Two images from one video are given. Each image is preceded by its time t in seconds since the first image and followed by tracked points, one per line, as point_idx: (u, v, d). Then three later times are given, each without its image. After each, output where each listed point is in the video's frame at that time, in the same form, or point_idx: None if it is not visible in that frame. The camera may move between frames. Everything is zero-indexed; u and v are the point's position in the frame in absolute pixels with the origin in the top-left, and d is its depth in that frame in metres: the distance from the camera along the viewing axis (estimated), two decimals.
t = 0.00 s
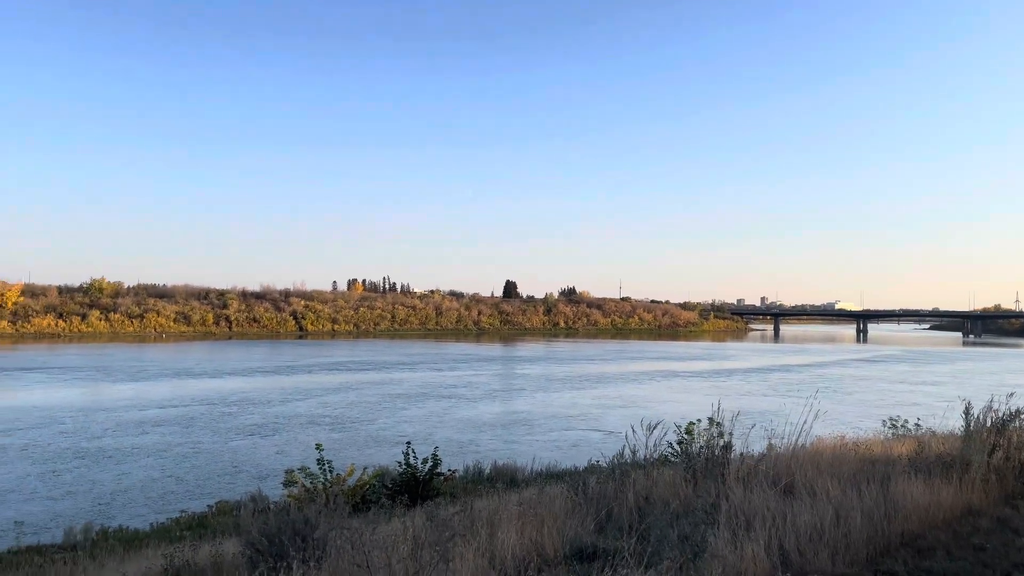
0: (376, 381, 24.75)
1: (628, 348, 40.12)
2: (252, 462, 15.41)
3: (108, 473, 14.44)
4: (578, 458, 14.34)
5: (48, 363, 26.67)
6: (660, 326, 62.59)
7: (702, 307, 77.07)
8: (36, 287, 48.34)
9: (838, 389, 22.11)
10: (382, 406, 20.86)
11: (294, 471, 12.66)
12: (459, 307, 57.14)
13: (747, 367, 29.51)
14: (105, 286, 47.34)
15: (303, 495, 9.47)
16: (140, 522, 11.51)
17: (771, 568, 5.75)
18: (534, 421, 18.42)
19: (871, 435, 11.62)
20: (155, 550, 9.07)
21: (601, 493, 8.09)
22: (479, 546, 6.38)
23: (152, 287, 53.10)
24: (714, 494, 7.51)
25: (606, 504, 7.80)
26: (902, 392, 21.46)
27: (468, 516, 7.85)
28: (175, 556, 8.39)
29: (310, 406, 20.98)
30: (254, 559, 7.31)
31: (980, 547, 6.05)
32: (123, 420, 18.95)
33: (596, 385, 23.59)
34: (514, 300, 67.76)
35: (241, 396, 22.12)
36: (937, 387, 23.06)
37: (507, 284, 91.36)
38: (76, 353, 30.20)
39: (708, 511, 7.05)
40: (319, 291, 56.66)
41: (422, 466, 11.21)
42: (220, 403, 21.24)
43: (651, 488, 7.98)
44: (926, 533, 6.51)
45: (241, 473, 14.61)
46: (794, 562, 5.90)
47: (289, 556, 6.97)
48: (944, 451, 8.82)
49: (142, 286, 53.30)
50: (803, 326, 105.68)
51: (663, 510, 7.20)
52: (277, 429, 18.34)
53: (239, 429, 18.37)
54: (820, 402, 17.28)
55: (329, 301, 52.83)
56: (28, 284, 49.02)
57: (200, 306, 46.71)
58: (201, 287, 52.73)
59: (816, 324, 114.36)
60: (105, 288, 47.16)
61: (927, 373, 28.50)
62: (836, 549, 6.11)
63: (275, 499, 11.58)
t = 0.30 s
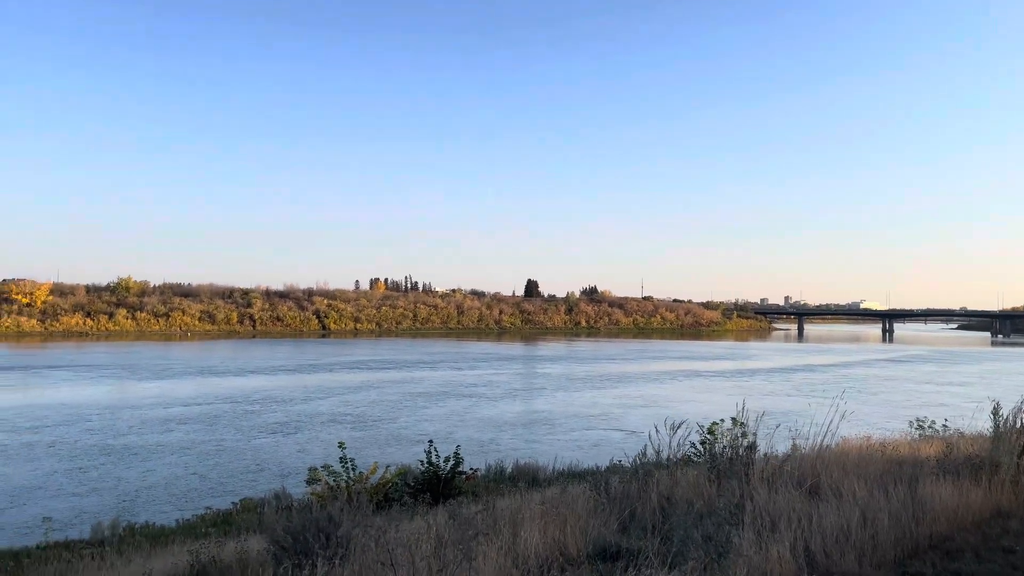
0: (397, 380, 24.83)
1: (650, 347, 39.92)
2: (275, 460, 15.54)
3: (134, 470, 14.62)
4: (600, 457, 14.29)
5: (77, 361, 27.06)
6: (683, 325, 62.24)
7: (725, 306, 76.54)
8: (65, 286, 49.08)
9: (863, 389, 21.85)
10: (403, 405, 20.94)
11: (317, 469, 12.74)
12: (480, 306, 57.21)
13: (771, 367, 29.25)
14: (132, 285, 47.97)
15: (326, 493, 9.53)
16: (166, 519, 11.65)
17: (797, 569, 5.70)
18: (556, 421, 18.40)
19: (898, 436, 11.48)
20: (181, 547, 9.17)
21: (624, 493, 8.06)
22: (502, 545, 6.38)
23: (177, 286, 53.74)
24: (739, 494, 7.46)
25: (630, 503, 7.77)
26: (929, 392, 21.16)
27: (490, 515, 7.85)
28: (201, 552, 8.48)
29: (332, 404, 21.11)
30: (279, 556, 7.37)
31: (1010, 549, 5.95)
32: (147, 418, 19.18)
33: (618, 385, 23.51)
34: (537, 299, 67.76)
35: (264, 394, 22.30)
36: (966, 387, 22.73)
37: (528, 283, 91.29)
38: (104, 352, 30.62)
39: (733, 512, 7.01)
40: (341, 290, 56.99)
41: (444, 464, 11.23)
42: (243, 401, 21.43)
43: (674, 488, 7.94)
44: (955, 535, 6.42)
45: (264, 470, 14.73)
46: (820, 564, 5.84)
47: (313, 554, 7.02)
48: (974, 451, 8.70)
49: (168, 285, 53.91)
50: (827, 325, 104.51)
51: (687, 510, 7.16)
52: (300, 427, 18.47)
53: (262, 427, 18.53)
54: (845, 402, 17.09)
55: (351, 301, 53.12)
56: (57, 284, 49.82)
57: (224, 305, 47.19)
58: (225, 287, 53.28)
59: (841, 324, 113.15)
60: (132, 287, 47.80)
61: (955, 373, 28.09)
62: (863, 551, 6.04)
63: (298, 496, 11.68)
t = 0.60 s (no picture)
0: (418, 379, 24.92)
1: (673, 347, 39.71)
2: (298, 458, 15.65)
3: (159, 467, 14.79)
4: (622, 457, 14.25)
5: (105, 360, 27.43)
6: (705, 325, 61.86)
7: (749, 306, 75.93)
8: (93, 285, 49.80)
9: (889, 390, 21.59)
10: (424, 404, 21.00)
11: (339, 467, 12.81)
12: (502, 305, 57.23)
13: (795, 367, 28.98)
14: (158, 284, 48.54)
15: (350, 491, 9.58)
16: (191, 516, 11.77)
17: (823, 570, 5.64)
18: (577, 420, 18.37)
19: (925, 437, 11.33)
20: (207, 543, 9.27)
21: (648, 493, 8.02)
22: (525, 544, 6.39)
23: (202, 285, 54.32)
24: (764, 495, 7.41)
25: (654, 503, 7.74)
26: (957, 393, 20.87)
27: (514, 514, 7.86)
28: (227, 548, 8.56)
29: (354, 403, 21.23)
30: (304, 553, 7.42)
31: None
32: (172, 416, 19.39)
33: (639, 384, 23.42)
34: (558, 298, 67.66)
35: (287, 393, 22.47)
36: (995, 388, 22.39)
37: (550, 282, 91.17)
38: (132, 350, 31.01)
39: (758, 513, 6.95)
40: (364, 289, 57.27)
41: (466, 463, 11.25)
42: (266, 399, 21.61)
43: (698, 489, 7.89)
44: (985, 537, 6.33)
45: (287, 468, 14.83)
46: (847, 566, 5.77)
47: (337, 551, 7.06)
48: (1004, 453, 8.58)
49: (193, 284, 54.47)
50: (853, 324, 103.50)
51: (712, 511, 7.12)
52: (322, 425, 18.59)
53: (285, 425, 18.67)
54: (871, 403, 16.90)
55: (373, 300, 53.37)
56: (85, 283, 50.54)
57: (248, 304, 47.59)
58: (249, 286, 53.75)
59: (866, 323, 111.81)
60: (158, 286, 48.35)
61: (983, 374, 27.69)
62: (891, 553, 5.97)
63: (322, 494, 11.76)
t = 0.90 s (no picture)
0: (441, 378, 24.99)
1: (696, 347, 39.50)
2: (321, 456, 15.74)
3: (184, 464, 14.95)
4: (645, 457, 14.20)
5: (133, 358, 27.77)
6: (729, 324, 61.44)
7: (773, 305, 75.32)
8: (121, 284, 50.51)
9: (916, 390, 21.32)
10: (446, 403, 21.07)
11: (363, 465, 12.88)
12: (524, 304, 57.23)
13: (821, 367, 28.71)
14: (184, 284, 49.12)
15: (374, 489, 9.63)
16: (217, 513, 11.89)
17: (851, 572, 5.59)
18: (600, 420, 18.33)
19: (954, 438, 11.17)
20: (233, 540, 9.36)
21: (672, 493, 7.99)
22: (549, 543, 6.39)
23: (227, 284, 54.90)
24: (790, 496, 7.35)
25: (678, 503, 7.71)
26: (986, 393, 20.57)
27: (537, 513, 7.86)
28: (253, 545, 8.64)
29: (376, 402, 21.35)
30: (329, 550, 7.48)
31: None
32: (198, 414, 19.60)
33: (662, 384, 23.31)
34: (580, 298, 67.56)
35: (310, 391, 22.64)
36: None
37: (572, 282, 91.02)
38: (159, 348, 31.39)
39: (784, 513, 6.90)
40: (387, 288, 57.53)
41: (489, 462, 11.27)
42: (290, 397, 21.78)
43: (723, 489, 7.83)
44: (1016, 541, 6.23)
45: (310, 467, 14.93)
46: (875, 569, 5.71)
47: (362, 550, 7.10)
48: None
49: (218, 283, 55.04)
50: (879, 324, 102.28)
51: (737, 511, 7.06)
52: (345, 424, 18.71)
53: (309, 423, 18.80)
54: (898, 403, 16.70)
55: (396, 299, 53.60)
56: (113, 283, 51.26)
57: (273, 303, 48.00)
58: (273, 285, 54.22)
59: (893, 323, 110.59)
60: (184, 285, 48.93)
61: (1014, 374, 27.26)
62: (920, 555, 5.89)
63: (345, 492, 11.82)
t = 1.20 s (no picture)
0: (463, 377, 25.04)
1: (722, 346, 39.22)
2: (344, 455, 15.85)
3: (210, 462, 15.12)
4: (669, 457, 14.13)
5: (160, 357, 28.11)
6: (754, 324, 60.93)
7: (800, 304, 74.55)
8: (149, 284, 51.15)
9: (946, 391, 20.99)
10: (469, 402, 21.11)
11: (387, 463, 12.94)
12: (547, 303, 57.18)
13: (848, 367, 28.35)
14: (211, 283, 49.66)
15: (399, 487, 9.68)
16: (242, 510, 12.01)
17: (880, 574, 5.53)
18: (623, 420, 18.27)
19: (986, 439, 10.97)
20: (260, 536, 9.46)
21: (697, 493, 7.96)
22: (576, 543, 6.39)
23: (253, 283, 55.40)
24: (818, 496, 7.28)
25: (703, 503, 7.67)
26: (1019, 394, 20.20)
27: (562, 513, 7.85)
28: (280, 542, 8.73)
29: (400, 401, 21.43)
30: (355, 548, 7.53)
31: None
32: (223, 412, 19.81)
33: (686, 384, 23.18)
34: (604, 297, 67.35)
35: (334, 390, 22.78)
36: None
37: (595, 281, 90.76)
38: (188, 347, 31.75)
39: (812, 514, 6.84)
40: (410, 287, 57.77)
41: (513, 461, 11.27)
42: (314, 396, 21.93)
43: (751, 489, 7.78)
44: None
45: (334, 465, 15.02)
46: (905, 571, 5.64)
47: (387, 547, 7.14)
48: None
49: (244, 283, 55.59)
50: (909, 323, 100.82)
51: (764, 511, 7.01)
52: (369, 423, 18.82)
53: (333, 422, 18.93)
54: (928, 404, 16.46)
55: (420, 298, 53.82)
56: (142, 283, 51.97)
57: (298, 302, 48.39)
58: (298, 285, 54.64)
59: (922, 322, 109.07)
60: (211, 284, 49.46)
61: None
62: (951, 558, 5.82)
63: (370, 490, 11.89)
